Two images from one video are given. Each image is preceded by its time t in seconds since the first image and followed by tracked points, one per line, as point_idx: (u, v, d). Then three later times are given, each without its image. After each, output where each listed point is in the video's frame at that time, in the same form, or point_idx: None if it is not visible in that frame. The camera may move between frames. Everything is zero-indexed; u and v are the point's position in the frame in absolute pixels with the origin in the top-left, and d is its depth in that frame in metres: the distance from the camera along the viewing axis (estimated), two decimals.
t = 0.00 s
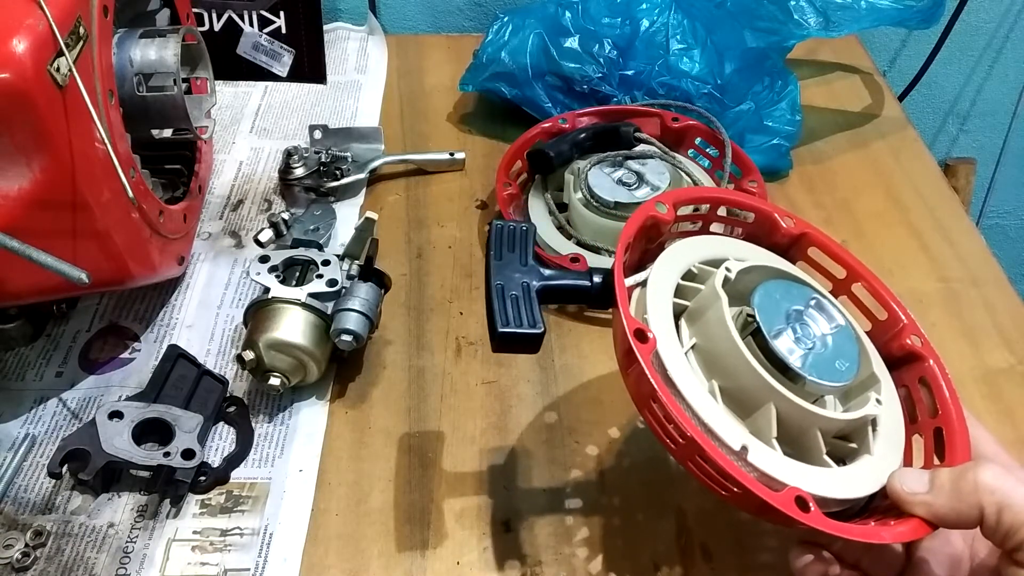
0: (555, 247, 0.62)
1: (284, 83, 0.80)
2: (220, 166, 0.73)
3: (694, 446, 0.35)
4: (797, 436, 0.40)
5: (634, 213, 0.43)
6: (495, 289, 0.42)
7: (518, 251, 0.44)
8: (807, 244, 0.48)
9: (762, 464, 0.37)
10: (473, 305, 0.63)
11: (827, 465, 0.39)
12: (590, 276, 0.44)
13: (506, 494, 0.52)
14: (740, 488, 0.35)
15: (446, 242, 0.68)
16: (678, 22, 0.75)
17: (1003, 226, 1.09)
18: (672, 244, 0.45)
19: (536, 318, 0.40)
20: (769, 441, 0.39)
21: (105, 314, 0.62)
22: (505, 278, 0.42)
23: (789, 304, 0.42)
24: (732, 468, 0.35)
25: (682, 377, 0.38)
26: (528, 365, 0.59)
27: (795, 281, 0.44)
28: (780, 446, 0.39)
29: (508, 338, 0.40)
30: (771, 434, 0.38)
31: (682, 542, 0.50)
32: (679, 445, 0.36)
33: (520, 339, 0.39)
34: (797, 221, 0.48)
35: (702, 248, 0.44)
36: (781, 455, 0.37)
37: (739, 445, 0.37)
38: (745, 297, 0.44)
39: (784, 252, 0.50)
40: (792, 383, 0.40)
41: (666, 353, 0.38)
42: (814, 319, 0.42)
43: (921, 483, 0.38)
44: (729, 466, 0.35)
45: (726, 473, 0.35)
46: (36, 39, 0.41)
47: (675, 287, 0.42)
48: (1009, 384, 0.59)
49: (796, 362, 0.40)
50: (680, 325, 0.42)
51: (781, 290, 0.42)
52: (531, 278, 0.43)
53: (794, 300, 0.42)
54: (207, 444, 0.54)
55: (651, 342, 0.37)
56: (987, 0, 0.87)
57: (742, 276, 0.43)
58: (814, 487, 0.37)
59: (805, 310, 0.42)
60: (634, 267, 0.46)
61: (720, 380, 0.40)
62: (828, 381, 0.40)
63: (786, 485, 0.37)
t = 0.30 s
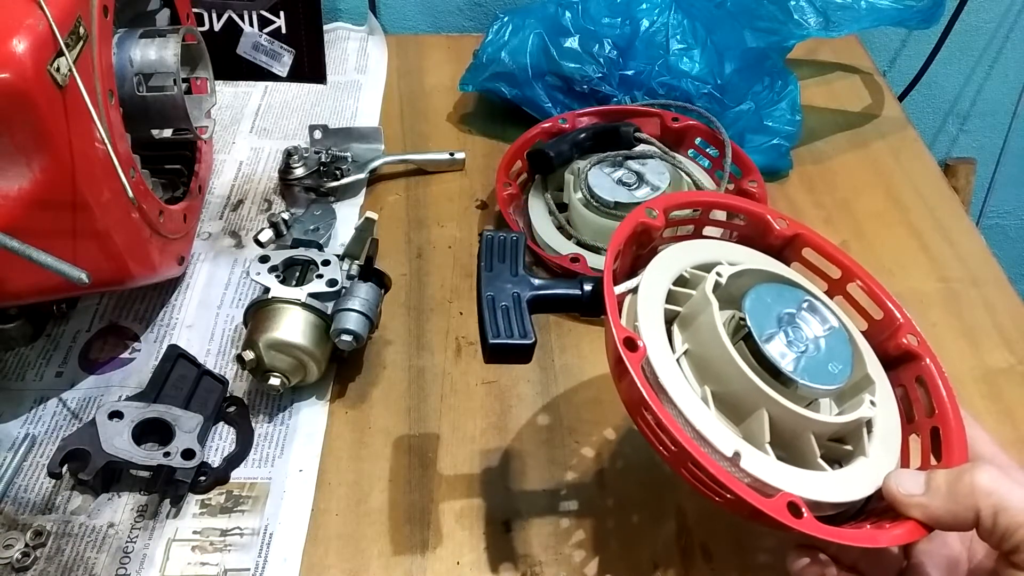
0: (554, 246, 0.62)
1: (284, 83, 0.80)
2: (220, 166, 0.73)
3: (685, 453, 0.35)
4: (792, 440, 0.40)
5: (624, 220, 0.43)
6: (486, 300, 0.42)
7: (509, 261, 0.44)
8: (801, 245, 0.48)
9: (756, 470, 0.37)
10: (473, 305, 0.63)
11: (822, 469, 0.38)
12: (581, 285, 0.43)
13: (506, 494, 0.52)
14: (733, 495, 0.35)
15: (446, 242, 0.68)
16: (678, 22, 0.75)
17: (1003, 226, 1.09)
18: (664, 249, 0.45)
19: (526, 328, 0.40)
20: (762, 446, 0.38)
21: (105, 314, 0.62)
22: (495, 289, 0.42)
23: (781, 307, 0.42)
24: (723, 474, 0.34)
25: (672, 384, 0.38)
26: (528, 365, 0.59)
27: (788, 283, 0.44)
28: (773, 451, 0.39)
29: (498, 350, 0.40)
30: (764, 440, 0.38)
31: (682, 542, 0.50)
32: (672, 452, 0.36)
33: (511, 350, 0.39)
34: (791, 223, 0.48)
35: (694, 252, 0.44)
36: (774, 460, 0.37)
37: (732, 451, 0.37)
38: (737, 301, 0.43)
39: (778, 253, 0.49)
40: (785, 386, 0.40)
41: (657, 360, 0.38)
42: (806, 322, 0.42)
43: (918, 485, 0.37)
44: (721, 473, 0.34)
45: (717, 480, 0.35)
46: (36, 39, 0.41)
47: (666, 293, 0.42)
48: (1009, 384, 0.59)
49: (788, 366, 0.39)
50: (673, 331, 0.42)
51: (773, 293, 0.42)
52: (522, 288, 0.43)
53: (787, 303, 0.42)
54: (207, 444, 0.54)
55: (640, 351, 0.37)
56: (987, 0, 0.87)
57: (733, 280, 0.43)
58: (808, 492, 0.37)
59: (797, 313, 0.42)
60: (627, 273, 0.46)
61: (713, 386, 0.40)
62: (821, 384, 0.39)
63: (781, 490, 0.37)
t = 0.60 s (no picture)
0: (554, 246, 0.62)
1: (284, 83, 0.80)
2: (220, 166, 0.73)
3: (679, 457, 0.35)
4: (787, 442, 0.40)
5: (617, 224, 0.43)
6: (481, 306, 0.42)
7: (503, 267, 0.44)
8: (796, 246, 0.48)
9: (751, 472, 0.37)
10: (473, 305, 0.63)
11: (817, 471, 0.38)
12: (574, 290, 0.44)
13: (506, 494, 0.52)
14: (727, 497, 0.34)
15: (446, 242, 0.68)
16: (678, 22, 0.75)
17: (1003, 226, 1.09)
18: (660, 251, 0.45)
19: (521, 333, 0.40)
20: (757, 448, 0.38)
21: (105, 314, 0.62)
22: (490, 295, 0.43)
23: (775, 309, 0.42)
24: (718, 477, 0.34)
25: (666, 388, 0.38)
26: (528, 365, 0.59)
27: (781, 285, 0.44)
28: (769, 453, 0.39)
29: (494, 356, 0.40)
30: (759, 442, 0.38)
31: (682, 542, 0.50)
32: (667, 455, 0.36)
33: (506, 356, 0.39)
34: (786, 224, 0.48)
35: (687, 255, 0.44)
36: (769, 461, 0.37)
37: (726, 453, 0.37)
38: (731, 303, 0.43)
39: (773, 255, 0.49)
40: (779, 389, 0.40)
41: (651, 363, 0.38)
42: (800, 324, 0.42)
43: (913, 485, 0.37)
44: (715, 475, 0.34)
45: (711, 483, 0.34)
46: (36, 39, 0.41)
47: (660, 296, 0.42)
48: (1009, 384, 0.59)
49: (783, 368, 0.39)
50: (668, 334, 0.42)
51: (767, 295, 0.42)
52: (516, 293, 0.43)
53: (780, 305, 0.42)
54: (207, 444, 0.54)
55: (633, 355, 0.37)
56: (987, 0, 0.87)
57: (727, 283, 0.43)
58: (803, 493, 0.37)
59: (791, 315, 0.42)
60: (622, 276, 0.46)
61: (708, 388, 0.40)
62: (816, 386, 0.39)
63: (776, 493, 0.37)
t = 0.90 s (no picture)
0: (554, 246, 0.62)
1: (284, 83, 0.80)
2: (220, 166, 0.73)
3: (679, 452, 0.35)
4: (787, 435, 0.40)
5: (616, 216, 0.43)
6: (478, 299, 0.42)
7: (500, 260, 0.44)
8: (797, 236, 0.48)
9: (750, 467, 0.37)
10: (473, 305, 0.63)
11: (818, 464, 0.38)
12: (573, 283, 0.43)
13: (506, 494, 0.52)
14: (727, 493, 0.34)
15: (446, 242, 0.68)
16: (678, 22, 0.75)
17: (1003, 226, 1.09)
18: (662, 242, 0.45)
19: (519, 329, 0.40)
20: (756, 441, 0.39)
21: (105, 314, 0.62)
22: (487, 288, 0.42)
23: (775, 301, 0.42)
24: (717, 472, 0.34)
25: (665, 379, 0.38)
26: (528, 365, 0.59)
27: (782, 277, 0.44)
28: (769, 447, 0.39)
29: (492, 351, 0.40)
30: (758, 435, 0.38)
31: (682, 542, 0.50)
32: (667, 450, 0.36)
33: (502, 350, 0.39)
34: (786, 215, 0.48)
35: (689, 247, 0.44)
36: (769, 454, 0.37)
37: (726, 447, 0.37)
38: (731, 295, 0.43)
39: (774, 245, 0.49)
40: (779, 381, 0.39)
41: (651, 356, 0.38)
42: (802, 316, 0.42)
43: (918, 478, 0.37)
44: (713, 471, 0.34)
45: (710, 477, 0.34)
46: (36, 39, 0.41)
47: (660, 288, 0.42)
48: (1009, 384, 0.59)
49: (783, 360, 0.39)
50: (668, 327, 0.42)
51: (767, 288, 0.42)
52: (515, 287, 0.42)
53: (781, 297, 0.42)
54: (207, 444, 0.54)
55: (633, 349, 0.37)
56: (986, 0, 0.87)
57: (727, 275, 0.43)
58: (803, 487, 0.37)
59: (792, 307, 0.42)
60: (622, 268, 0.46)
61: (708, 381, 0.40)
62: (816, 378, 0.39)
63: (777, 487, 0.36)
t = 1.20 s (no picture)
0: (554, 245, 0.62)
1: (284, 83, 0.80)
2: (220, 166, 0.73)
3: (666, 463, 0.35)
4: (777, 442, 0.40)
5: (601, 229, 0.44)
6: (466, 317, 0.42)
7: (488, 278, 0.44)
8: (786, 241, 0.48)
9: (740, 475, 0.37)
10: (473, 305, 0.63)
11: (809, 470, 0.38)
12: (561, 297, 0.43)
13: (506, 494, 0.52)
14: (716, 502, 0.34)
15: (446, 242, 0.68)
16: (678, 22, 0.75)
17: (1003, 226, 1.09)
18: (649, 252, 0.45)
19: (506, 345, 0.40)
20: (746, 449, 0.38)
21: (105, 314, 0.62)
22: (475, 306, 0.42)
23: (761, 307, 0.41)
24: (705, 482, 0.34)
25: (652, 391, 0.38)
26: (528, 365, 0.59)
27: (770, 283, 0.44)
28: (759, 454, 0.39)
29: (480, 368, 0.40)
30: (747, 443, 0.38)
31: (682, 542, 0.50)
32: (656, 460, 0.36)
33: (492, 366, 0.39)
34: (775, 220, 0.48)
35: (675, 256, 0.44)
36: (758, 462, 0.37)
37: (715, 456, 0.37)
38: (718, 303, 0.43)
39: (764, 251, 0.49)
40: (766, 389, 0.39)
41: (637, 368, 0.38)
42: (789, 321, 0.42)
43: (911, 480, 0.37)
44: (701, 481, 0.34)
45: (698, 488, 0.34)
46: (36, 39, 0.41)
47: (647, 298, 0.42)
48: (1009, 384, 0.59)
49: (770, 368, 0.39)
50: (656, 337, 0.42)
51: (754, 294, 0.42)
52: (502, 304, 0.43)
53: (768, 303, 0.42)
54: (207, 444, 0.54)
55: (619, 362, 0.37)
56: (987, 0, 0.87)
57: (713, 283, 0.43)
58: (794, 494, 0.37)
59: (779, 314, 0.42)
60: (610, 279, 0.46)
61: (696, 391, 0.40)
62: (804, 385, 0.39)
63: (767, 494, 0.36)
